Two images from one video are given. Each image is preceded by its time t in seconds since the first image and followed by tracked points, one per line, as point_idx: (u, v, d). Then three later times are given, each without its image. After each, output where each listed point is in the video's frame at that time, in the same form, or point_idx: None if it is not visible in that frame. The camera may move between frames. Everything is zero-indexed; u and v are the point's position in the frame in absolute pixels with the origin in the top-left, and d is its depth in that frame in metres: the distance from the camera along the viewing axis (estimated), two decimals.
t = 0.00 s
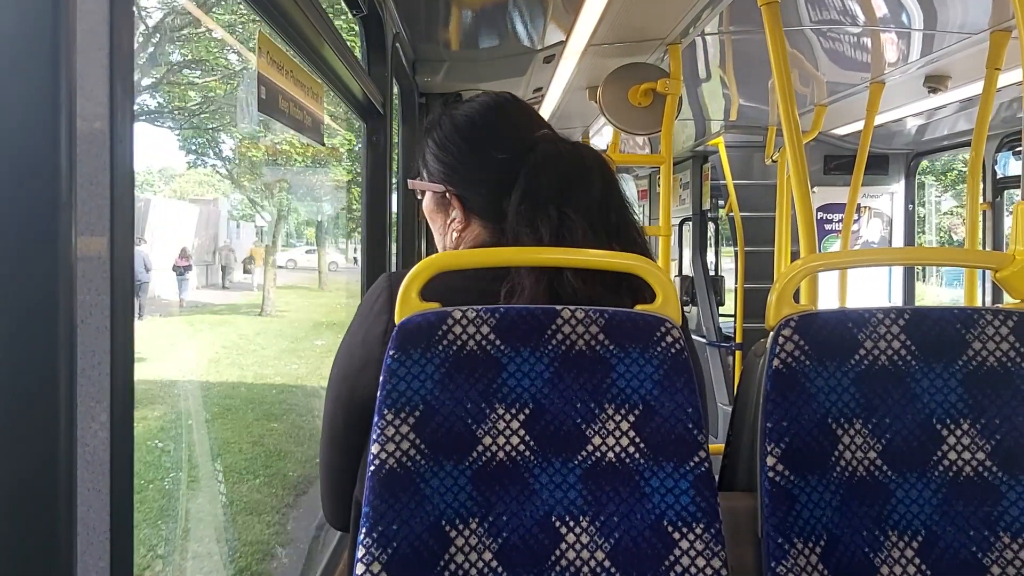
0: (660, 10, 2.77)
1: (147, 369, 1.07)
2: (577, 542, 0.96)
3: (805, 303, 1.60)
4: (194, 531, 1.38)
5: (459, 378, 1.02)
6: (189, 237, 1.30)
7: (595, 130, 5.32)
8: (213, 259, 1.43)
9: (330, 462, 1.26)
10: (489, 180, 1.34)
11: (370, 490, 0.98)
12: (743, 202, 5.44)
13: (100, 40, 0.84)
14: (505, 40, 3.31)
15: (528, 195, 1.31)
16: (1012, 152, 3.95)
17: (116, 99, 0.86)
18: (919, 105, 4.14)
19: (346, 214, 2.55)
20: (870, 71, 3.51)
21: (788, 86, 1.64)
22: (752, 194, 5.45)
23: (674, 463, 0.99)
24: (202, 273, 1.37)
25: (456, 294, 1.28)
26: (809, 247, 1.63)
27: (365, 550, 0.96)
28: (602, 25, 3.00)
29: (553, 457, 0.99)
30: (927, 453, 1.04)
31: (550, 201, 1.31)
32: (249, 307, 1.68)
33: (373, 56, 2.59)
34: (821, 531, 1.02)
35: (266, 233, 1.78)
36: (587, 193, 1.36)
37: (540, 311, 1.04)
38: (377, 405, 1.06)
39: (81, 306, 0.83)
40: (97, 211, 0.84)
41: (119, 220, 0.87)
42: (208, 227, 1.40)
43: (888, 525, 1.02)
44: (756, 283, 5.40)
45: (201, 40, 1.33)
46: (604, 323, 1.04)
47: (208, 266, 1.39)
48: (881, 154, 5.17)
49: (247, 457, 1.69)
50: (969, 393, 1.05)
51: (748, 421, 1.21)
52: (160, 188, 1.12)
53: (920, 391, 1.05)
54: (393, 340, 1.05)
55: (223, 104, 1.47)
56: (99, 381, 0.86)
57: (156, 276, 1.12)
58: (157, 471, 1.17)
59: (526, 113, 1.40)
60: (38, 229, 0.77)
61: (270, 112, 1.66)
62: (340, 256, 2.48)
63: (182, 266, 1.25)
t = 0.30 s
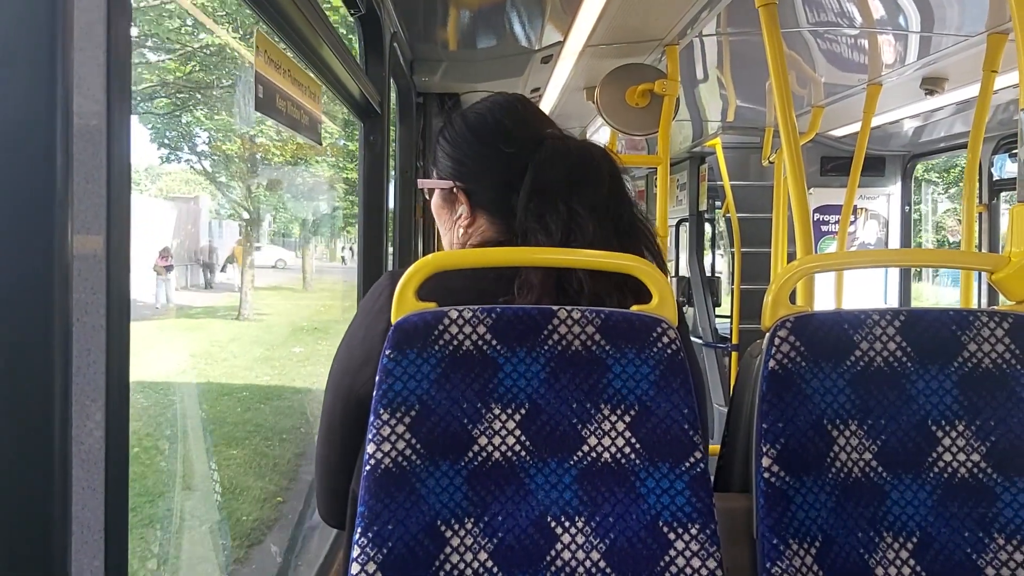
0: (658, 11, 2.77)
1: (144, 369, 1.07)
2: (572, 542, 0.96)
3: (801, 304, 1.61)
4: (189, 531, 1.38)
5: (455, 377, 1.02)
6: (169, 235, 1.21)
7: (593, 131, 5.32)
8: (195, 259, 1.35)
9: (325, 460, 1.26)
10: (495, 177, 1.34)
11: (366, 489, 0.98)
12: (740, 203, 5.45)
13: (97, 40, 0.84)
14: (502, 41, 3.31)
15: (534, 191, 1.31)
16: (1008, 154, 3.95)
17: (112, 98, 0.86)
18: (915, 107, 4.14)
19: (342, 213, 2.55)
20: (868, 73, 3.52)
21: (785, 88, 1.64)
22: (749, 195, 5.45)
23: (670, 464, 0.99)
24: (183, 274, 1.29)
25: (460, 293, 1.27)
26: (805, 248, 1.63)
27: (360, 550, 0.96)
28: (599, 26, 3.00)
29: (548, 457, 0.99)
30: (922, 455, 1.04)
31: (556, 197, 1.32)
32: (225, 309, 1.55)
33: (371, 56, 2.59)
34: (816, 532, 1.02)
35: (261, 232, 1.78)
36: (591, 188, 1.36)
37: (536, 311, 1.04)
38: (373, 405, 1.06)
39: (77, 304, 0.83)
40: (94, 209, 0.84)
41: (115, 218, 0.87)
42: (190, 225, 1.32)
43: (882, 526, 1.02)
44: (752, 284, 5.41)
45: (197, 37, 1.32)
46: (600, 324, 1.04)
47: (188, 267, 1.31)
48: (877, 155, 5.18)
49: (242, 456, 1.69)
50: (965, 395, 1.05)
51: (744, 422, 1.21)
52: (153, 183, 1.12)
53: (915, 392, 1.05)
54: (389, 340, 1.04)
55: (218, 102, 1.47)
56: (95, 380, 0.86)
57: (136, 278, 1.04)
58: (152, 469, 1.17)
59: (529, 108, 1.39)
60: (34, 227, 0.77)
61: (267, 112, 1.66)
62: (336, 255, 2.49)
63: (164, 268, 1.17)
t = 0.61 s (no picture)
0: (647, 12, 2.78)
1: (127, 370, 1.06)
2: (557, 543, 0.96)
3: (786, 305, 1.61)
4: (172, 533, 1.36)
5: (440, 378, 1.01)
6: (149, 233, 1.19)
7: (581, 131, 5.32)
8: (175, 257, 1.32)
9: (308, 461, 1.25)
10: (484, 177, 1.34)
11: (350, 490, 0.97)
12: (728, 204, 5.47)
13: (81, 36, 0.83)
14: (490, 40, 3.31)
15: (515, 193, 1.31)
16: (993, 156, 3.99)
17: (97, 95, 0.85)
18: (901, 109, 4.17)
19: (329, 213, 2.54)
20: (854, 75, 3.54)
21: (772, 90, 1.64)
22: (736, 197, 5.48)
23: (655, 465, 0.99)
24: (163, 273, 1.26)
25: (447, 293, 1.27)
26: (790, 249, 1.64)
27: (345, 551, 0.95)
28: (587, 26, 3.00)
29: (534, 458, 0.99)
30: (907, 455, 1.04)
31: (535, 200, 1.30)
32: (203, 313, 1.50)
33: (358, 56, 2.58)
34: (801, 532, 1.02)
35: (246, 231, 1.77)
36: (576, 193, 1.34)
37: (522, 311, 1.04)
38: (358, 406, 1.05)
39: (60, 304, 0.82)
40: (78, 208, 0.83)
41: (99, 218, 0.86)
42: (170, 224, 1.29)
43: (867, 527, 1.02)
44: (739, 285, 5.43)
45: (181, 35, 1.31)
46: (587, 324, 1.04)
47: (168, 266, 1.29)
48: (863, 157, 5.21)
49: (226, 458, 1.68)
50: (949, 396, 1.05)
51: (729, 422, 1.21)
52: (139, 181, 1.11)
53: (900, 393, 1.06)
54: (374, 340, 1.04)
55: (201, 102, 1.45)
56: (79, 380, 0.85)
57: (119, 282, 1.02)
58: (135, 471, 1.16)
59: (532, 110, 1.39)
60: (16, 226, 0.76)
61: (253, 111, 1.65)
62: (322, 255, 2.48)
63: (144, 267, 1.15)
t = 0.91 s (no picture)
0: (629, 13, 2.79)
1: (105, 372, 1.05)
2: (539, 544, 0.95)
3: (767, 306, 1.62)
4: (152, 536, 1.35)
5: (421, 379, 1.01)
6: (132, 235, 1.17)
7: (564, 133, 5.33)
8: (159, 260, 1.31)
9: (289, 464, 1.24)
10: (480, 180, 1.35)
11: (331, 492, 0.97)
12: (710, 205, 5.50)
13: (55, 37, 0.82)
14: (472, 42, 3.31)
15: (495, 199, 1.30)
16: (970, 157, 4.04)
17: (72, 96, 0.84)
18: (880, 111, 4.22)
19: (310, 214, 2.53)
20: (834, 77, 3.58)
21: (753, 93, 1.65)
22: (718, 198, 5.52)
23: (636, 465, 0.99)
24: (146, 276, 1.25)
25: (428, 291, 1.27)
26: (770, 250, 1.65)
27: (325, 553, 0.95)
28: (569, 27, 3.01)
29: (515, 459, 0.99)
30: (885, 454, 1.05)
31: (512, 208, 1.29)
32: (184, 316, 1.49)
33: (339, 57, 2.57)
34: (781, 531, 1.02)
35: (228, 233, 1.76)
36: (561, 210, 1.29)
37: (503, 312, 1.04)
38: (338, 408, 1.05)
39: (34, 306, 0.81)
40: (52, 209, 0.82)
41: (75, 220, 0.85)
42: (154, 226, 1.28)
43: (845, 525, 1.03)
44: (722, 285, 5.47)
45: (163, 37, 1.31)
46: (567, 325, 1.04)
47: (152, 269, 1.27)
48: (843, 158, 5.26)
49: (207, 461, 1.67)
50: (926, 395, 1.06)
51: (709, 422, 1.21)
52: (120, 184, 1.11)
53: (877, 392, 1.06)
54: (355, 342, 1.03)
55: (182, 104, 1.44)
56: (54, 383, 0.84)
57: (96, 282, 1.00)
58: (114, 474, 1.15)
59: (548, 122, 1.38)
60: None
61: (232, 112, 1.64)
62: (302, 257, 2.47)
63: (127, 270, 1.14)
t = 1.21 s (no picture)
0: (617, 13, 2.79)
1: (94, 378, 1.04)
2: (534, 545, 0.95)
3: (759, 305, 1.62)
4: (145, 542, 1.34)
5: (414, 381, 1.00)
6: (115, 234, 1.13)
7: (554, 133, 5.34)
8: (144, 261, 1.29)
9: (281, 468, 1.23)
10: (493, 179, 1.34)
11: (325, 495, 0.96)
12: (701, 204, 5.52)
13: (39, 41, 0.81)
14: (461, 43, 3.31)
15: (503, 202, 1.31)
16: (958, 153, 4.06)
17: (56, 100, 0.83)
18: (869, 108, 4.24)
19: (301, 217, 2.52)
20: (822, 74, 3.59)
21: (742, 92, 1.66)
22: (708, 196, 5.53)
23: (630, 464, 0.99)
24: (131, 278, 1.22)
25: (432, 287, 1.28)
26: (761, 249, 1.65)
27: (320, 557, 0.94)
28: (557, 27, 3.01)
29: (509, 460, 0.98)
30: (878, 450, 1.05)
31: (519, 214, 1.29)
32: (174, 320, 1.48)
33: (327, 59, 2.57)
34: (776, 529, 1.02)
35: (218, 234, 1.75)
36: (568, 218, 1.29)
37: (495, 313, 1.03)
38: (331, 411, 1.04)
39: (21, 312, 0.80)
40: (37, 214, 0.81)
41: (63, 224, 0.84)
42: (140, 227, 1.26)
43: (840, 522, 1.03)
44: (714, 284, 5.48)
45: (150, 42, 1.30)
46: (560, 325, 1.03)
47: (137, 271, 1.25)
48: (832, 156, 5.29)
49: (198, 466, 1.66)
50: (918, 391, 1.06)
51: (703, 421, 1.21)
52: (110, 186, 1.10)
53: (870, 389, 1.07)
54: (348, 344, 1.03)
55: (172, 107, 1.44)
56: (42, 390, 0.83)
57: (84, 287, 0.99)
58: (105, 480, 1.14)
59: (569, 132, 1.39)
60: None
61: (220, 115, 1.64)
62: (293, 261, 2.46)
63: (113, 270, 1.12)
